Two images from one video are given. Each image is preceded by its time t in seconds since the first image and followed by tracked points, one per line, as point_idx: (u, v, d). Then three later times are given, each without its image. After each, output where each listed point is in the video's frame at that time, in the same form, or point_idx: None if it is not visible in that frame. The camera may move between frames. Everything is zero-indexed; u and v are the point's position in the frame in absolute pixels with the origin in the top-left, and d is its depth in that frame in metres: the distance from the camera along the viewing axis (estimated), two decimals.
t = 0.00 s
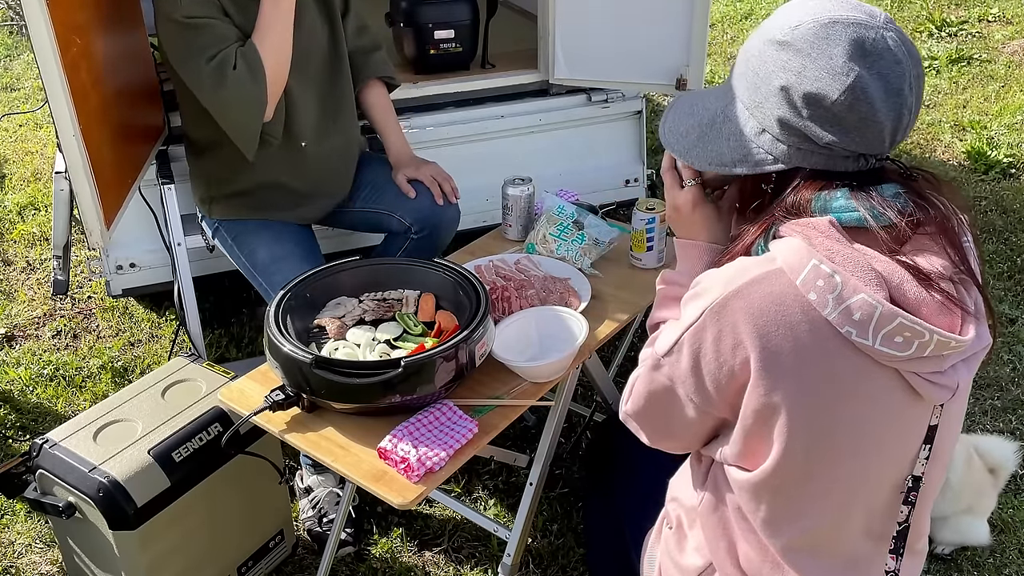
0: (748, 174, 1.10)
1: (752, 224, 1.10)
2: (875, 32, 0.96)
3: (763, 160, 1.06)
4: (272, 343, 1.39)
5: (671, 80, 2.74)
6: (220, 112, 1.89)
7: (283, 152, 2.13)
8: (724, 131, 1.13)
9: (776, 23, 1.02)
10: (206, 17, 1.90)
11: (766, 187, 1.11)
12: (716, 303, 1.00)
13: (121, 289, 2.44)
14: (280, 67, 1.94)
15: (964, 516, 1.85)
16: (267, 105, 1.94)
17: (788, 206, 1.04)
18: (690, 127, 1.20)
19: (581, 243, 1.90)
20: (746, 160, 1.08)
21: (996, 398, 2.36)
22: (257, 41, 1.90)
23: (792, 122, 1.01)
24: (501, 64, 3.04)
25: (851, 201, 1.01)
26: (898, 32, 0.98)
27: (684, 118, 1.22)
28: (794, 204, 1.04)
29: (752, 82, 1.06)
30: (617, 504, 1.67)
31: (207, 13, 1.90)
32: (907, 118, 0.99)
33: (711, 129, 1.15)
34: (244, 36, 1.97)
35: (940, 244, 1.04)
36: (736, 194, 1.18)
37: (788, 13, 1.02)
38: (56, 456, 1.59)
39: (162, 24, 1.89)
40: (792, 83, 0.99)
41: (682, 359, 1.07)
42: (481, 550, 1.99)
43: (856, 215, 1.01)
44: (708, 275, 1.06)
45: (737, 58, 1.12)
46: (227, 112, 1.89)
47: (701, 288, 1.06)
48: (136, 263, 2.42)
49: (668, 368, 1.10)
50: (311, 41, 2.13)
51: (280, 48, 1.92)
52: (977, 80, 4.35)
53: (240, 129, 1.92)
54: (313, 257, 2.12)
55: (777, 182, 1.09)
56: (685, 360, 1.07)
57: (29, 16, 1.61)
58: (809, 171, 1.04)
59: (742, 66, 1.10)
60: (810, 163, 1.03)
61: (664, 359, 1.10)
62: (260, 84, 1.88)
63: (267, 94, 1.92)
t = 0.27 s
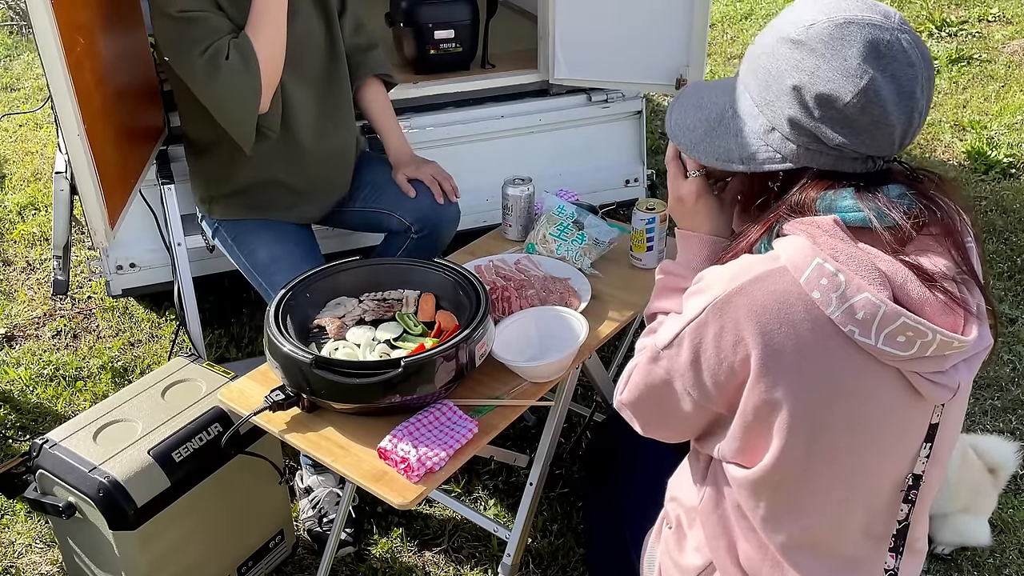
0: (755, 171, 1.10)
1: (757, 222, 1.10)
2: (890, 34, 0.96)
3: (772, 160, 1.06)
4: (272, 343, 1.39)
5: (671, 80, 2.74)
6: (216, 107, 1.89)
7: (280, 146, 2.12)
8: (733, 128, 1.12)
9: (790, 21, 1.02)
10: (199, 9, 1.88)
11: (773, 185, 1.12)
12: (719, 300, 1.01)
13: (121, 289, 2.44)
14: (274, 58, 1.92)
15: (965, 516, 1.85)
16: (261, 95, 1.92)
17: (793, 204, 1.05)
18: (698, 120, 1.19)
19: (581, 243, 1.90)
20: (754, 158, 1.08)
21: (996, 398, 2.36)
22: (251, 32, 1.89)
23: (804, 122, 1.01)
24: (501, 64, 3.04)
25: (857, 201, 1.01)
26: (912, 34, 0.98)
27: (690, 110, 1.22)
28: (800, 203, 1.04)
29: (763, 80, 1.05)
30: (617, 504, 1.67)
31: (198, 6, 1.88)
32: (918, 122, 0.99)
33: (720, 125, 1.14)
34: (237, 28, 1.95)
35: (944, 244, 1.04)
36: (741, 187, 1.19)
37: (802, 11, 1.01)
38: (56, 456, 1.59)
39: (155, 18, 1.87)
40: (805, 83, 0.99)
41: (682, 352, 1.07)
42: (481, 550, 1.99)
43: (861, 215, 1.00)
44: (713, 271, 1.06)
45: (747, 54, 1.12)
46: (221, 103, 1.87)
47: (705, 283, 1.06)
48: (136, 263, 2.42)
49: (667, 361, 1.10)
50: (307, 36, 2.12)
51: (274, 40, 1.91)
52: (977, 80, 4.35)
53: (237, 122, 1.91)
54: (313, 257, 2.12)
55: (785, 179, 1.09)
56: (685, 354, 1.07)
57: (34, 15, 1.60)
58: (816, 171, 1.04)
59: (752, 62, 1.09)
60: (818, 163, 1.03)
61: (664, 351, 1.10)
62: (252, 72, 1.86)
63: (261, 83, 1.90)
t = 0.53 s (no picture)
0: (764, 168, 1.10)
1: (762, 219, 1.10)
2: (912, 40, 0.95)
3: (783, 158, 1.06)
4: (272, 343, 1.39)
5: (671, 80, 2.74)
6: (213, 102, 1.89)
7: (279, 143, 2.11)
8: (743, 122, 1.12)
9: (811, 18, 1.00)
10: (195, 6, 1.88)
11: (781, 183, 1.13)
12: (721, 296, 1.00)
13: (121, 289, 2.44)
14: (271, 53, 1.92)
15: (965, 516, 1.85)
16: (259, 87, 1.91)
17: (799, 202, 1.05)
18: (710, 112, 1.19)
19: (581, 243, 1.90)
20: (764, 154, 1.08)
21: (996, 398, 2.36)
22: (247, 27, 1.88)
23: (818, 123, 1.00)
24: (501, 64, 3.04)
25: (863, 203, 1.01)
26: (931, 39, 0.98)
27: (702, 102, 1.22)
28: (806, 202, 1.04)
29: (780, 77, 1.04)
30: (617, 503, 1.67)
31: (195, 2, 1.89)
32: (930, 127, 1.00)
33: (731, 120, 1.14)
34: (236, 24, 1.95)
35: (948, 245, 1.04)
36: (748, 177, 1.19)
37: (824, 8, 1.00)
38: (56, 456, 1.59)
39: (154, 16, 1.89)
40: (823, 84, 0.98)
41: (682, 345, 1.07)
42: (481, 550, 1.99)
43: (867, 215, 1.00)
44: (717, 267, 1.06)
45: (761, 47, 1.10)
46: (216, 97, 1.87)
47: (709, 279, 1.06)
48: (136, 263, 2.42)
49: (666, 351, 1.10)
50: (305, 34, 2.12)
51: (270, 35, 1.91)
52: (977, 80, 4.35)
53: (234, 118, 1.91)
54: (313, 258, 2.12)
55: (792, 178, 1.10)
56: (685, 345, 1.07)
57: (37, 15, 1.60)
58: (826, 171, 1.05)
59: (768, 57, 1.08)
60: (828, 164, 1.03)
61: (664, 342, 1.10)
62: (249, 67, 1.86)
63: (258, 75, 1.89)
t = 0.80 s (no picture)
0: (770, 167, 1.10)
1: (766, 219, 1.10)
2: (922, 41, 0.95)
3: (789, 158, 1.06)
4: (272, 343, 1.39)
5: (671, 80, 2.74)
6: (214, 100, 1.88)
7: (278, 141, 2.11)
8: (749, 121, 1.12)
9: (820, 17, 1.00)
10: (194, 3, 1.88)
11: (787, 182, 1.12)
12: (724, 293, 1.01)
13: (121, 289, 2.44)
14: (270, 50, 1.92)
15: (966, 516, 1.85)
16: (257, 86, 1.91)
17: (804, 202, 1.05)
18: (716, 109, 1.19)
19: (582, 243, 1.90)
20: (770, 153, 1.08)
21: (996, 398, 2.36)
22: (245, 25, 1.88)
23: (825, 124, 1.00)
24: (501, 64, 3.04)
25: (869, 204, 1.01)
26: (941, 40, 0.97)
27: (709, 98, 1.22)
28: (811, 202, 1.04)
29: (787, 76, 1.04)
30: (617, 504, 1.67)
31: None
32: (937, 129, 1.00)
33: (738, 118, 1.14)
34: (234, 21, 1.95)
35: (952, 247, 1.04)
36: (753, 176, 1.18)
37: (833, 8, 0.99)
38: (57, 456, 1.59)
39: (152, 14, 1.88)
40: (830, 85, 0.98)
41: (684, 341, 1.07)
42: (481, 550, 1.98)
43: (872, 216, 1.00)
44: (721, 264, 1.06)
45: (769, 45, 1.10)
46: (216, 94, 1.87)
47: (713, 276, 1.06)
48: (136, 263, 2.42)
49: (667, 348, 1.09)
50: (303, 31, 2.11)
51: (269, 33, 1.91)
52: (978, 80, 4.35)
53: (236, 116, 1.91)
54: (313, 258, 2.12)
55: (798, 178, 1.10)
56: (687, 342, 1.06)
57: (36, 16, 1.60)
58: (832, 172, 1.04)
59: (776, 56, 1.07)
60: (834, 164, 1.03)
61: (665, 339, 1.10)
62: (248, 63, 1.85)
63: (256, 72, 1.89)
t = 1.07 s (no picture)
0: (774, 166, 1.10)
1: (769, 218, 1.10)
2: (927, 42, 0.95)
3: (793, 158, 1.06)
4: (272, 343, 1.39)
5: (671, 80, 2.74)
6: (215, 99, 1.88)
7: (278, 140, 2.11)
8: (754, 121, 1.12)
9: (826, 18, 0.99)
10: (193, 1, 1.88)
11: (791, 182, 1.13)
12: (726, 291, 1.01)
13: (121, 289, 2.44)
14: (270, 49, 1.92)
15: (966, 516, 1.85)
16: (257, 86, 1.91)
17: (807, 202, 1.05)
18: (722, 108, 1.19)
19: (581, 243, 1.90)
20: (775, 153, 1.08)
21: (996, 398, 2.36)
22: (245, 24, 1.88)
23: (829, 124, 1.00)
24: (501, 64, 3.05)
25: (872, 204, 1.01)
26: (947, 41, 0.97)
27: (715, 96, 1.22)
28: (814, 201, 1.04)
29: (792, 76, 1.04)
30: (617, 503, 1.67)
31: None
32: (942, 131, 1.00)
33: (743, 117, 1.14)
34: (234, 19, 1.95)
35: (955, 248, 1.03)
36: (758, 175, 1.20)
37: (839, 8, 0.99)
38: (56, 456, 1.59)
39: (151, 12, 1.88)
40: (835, 85, 0.98)
41: (685, 339, 1.07)
42: (481, 550, 1.98)
43: (874, 216, 1.01)
44: (724, 263, 1.06)
45: (775, 45, 1.10)
46: (216, 93, 1.87)
47: (716, 274, 1.06)
48: (136, 263, 2.42)
49: (669, 345, 1.09)
50: (303, 31, 2.11)
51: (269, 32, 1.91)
52: (978, 80, 4.35)
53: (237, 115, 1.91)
54: (313, 259, 2.12)
55: (803, 177, 1.10)
56: (688, 341, 1.06)
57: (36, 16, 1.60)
58: (835, 172, 1.04)
59: (781, 56, 1.07)
60: (838, 165, 1.03)
61: (666, 336, 1.09)
62: (248, 60, 1.85)
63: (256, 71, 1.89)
